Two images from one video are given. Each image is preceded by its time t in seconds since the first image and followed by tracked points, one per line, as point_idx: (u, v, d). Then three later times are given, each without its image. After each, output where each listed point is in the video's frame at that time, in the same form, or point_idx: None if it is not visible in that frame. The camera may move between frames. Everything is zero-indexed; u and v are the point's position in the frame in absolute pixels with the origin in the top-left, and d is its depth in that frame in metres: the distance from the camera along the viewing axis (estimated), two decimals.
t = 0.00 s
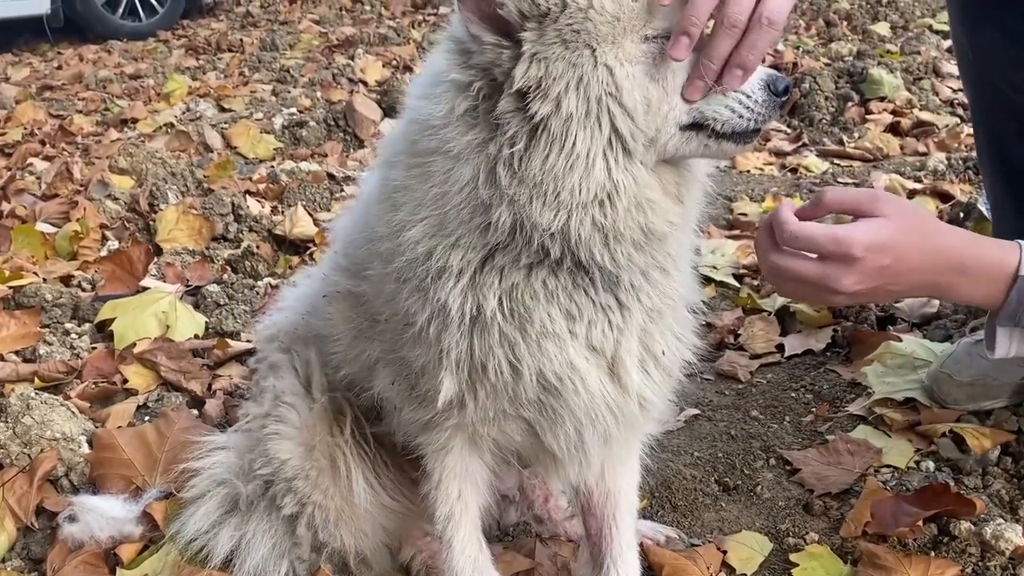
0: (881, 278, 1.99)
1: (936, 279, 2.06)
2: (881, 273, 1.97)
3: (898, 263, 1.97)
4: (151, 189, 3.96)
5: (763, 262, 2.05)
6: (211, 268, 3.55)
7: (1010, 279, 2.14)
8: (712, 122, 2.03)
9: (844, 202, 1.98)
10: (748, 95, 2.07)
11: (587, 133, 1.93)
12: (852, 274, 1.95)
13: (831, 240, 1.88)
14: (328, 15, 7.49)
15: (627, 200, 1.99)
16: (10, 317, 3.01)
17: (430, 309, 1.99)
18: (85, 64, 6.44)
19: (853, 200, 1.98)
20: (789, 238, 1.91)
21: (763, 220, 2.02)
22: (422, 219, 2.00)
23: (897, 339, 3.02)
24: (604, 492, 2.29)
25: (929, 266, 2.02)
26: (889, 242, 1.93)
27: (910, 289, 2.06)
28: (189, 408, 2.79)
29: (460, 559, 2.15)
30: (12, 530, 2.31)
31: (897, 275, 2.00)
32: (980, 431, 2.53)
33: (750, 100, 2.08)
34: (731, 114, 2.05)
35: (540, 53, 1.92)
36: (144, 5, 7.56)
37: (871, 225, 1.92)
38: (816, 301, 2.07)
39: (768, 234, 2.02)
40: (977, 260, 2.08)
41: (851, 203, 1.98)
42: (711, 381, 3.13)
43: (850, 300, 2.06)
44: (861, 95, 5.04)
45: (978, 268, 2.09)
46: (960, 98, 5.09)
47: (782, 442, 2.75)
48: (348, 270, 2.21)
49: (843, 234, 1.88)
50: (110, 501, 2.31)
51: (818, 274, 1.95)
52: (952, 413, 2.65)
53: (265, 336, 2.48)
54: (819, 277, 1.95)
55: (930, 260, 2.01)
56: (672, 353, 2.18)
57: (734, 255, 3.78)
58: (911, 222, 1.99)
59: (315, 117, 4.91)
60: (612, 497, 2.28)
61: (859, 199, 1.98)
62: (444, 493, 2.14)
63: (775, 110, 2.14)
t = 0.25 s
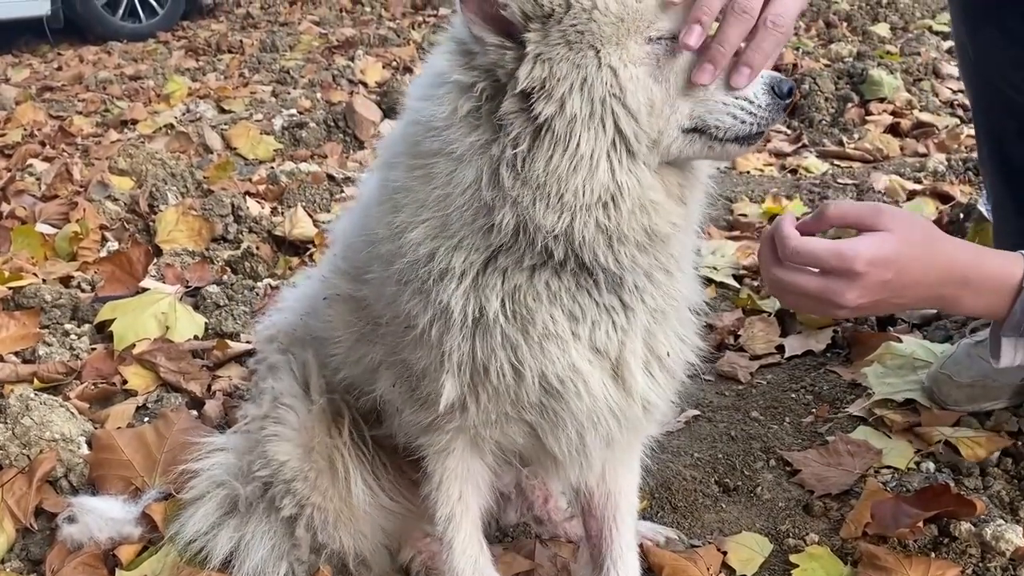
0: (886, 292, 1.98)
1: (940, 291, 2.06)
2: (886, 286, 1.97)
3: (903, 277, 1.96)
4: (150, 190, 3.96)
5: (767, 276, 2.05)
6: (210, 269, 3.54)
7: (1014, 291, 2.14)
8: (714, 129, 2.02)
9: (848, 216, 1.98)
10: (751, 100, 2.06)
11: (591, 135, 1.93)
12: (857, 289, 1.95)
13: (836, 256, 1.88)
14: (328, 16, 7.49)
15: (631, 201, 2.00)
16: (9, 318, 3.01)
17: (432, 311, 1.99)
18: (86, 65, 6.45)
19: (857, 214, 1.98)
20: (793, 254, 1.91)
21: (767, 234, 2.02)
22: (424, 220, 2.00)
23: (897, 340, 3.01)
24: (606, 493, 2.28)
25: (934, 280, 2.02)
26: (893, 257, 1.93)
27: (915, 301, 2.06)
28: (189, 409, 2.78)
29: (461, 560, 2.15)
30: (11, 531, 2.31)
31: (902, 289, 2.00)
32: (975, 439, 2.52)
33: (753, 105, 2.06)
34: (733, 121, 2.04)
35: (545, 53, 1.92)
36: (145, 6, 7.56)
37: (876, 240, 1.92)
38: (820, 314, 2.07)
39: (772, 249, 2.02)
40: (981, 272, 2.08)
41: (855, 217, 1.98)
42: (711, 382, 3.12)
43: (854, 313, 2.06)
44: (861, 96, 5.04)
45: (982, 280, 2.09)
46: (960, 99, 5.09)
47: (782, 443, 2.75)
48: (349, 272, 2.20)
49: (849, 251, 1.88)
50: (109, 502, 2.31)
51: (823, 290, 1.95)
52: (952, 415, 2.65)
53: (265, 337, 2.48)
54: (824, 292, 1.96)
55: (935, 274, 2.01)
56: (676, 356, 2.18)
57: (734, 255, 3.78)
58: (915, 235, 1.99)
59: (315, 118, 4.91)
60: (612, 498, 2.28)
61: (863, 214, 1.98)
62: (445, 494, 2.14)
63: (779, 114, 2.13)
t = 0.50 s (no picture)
0: (892, 296, 1.97)
1: (944, 295, 2.05)
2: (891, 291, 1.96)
3: (907, 281, 1.96)
4: (150, 191, 3.96)
5: (771, 280, 2.05)
6: (210, 270, 3.55)
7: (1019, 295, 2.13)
8: (710, 135, 2.03)
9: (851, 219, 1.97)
10: (747, 104, 2.07)
11: (588, 135, 1.94)
12: (861, 292, 1.94)
13: (840, 260, 1.87)
14: (328, 17, 7.50)
15: (629, 202, 2.00)
16: (9, 319, 3.01)
17: (431, 312, 1.99)
18: (86, 66, 6.45)
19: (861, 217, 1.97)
20: (797, 258, 1.91)
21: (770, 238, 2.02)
22: (423, 221, 2.00)
23: (897, 341, 3.01)
24: (605, 493, 2.28)
25: (938, 284, 2.01)
26: (898, 260, 1.92)
27: (918, 305, 2.05)
28: (188, 410, 2.78)
29: (461, 561, 2.15)
30: (10, 533, 2.31)
31: (906, 292, 1.99)
32: (974, 440, 2.52)
33: (749, 107, 2.07)
34: (729, 126, 2.05)
35: (541, 54, 1.93)
36: (144, 7, 7.57)
37: (880, 243, 1.91)
38: (824, 318, 2.07)
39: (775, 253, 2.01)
40: (985, 276, 2.07)
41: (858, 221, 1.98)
42: (710, 382, 3.12)
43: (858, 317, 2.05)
44: (860, 97, 5.05)
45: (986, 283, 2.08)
46: (960, 100, 5.10)
47: (782, 444, 2.75)
48: (348, 274, 2.21)
49: (852, 254, 1.88)
50: (109, 503, 2.31)
51: (826, 293, 1.94)
52: (952, 416, 2.65)
53: (264, 338, 2.49)
54: (828, 296, 1.95)
55: (939, 278, 2.00)
56: (675, 355, 2.17)
57: (734, 256, 3.78)
58: (919, 238, 1.98)
59: (315, 119, 4.91)
60: (612, 499, 2.28)
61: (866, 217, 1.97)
62: (446, 496, 2.14)
63: (775, 115, 2.13)
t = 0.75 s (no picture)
0: (876, 273, 1.99)
1: (928, 273, 2.06)
2: (875, 268, 1.97)
3: (890, 257, 1.97)
4: (151, 193, 3.96)
5: (754, 268, 2.06)
6: (210, 271, 3.55)
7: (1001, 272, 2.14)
8: (710, 141, 2.04)
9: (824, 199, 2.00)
10: (745, 108, 2.07)
11: (587, 141, 1.94)
12: (844, 270, 1.95)
13: (820, 238, 1.89)
14: (328, 18, 7.50)
15: (628, 207, 2.00)
16: (9, 320, 3.01)
17: (430, 316, 1.99)
18: (86, 67, 6.45)
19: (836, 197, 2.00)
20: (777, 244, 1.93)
21: (748, 227, 2.04)
22: (422, 225, 2.00)
23: (897, 342, 3.01)
24: (604, 496, 2.28)
25: (920, 261, 2.02)
26: (877, 236, 1.94)
27: (903, 284, 2.06)
28: (189, 412, 2.79)
29: (461, 563, 2.15)
30: (11, 534, 2.31)
31: (889, 270, 2.01)
32: (974, 441, 2.52)
33: (748, 113, 2.07)
34: (728, 132, 2.05)
35: (540, 60, 1.93)
36: (144, 9, 7.57)
37: (858, 221, 1.93)
38: (811, 305, 2.07)
39: (755, 240, 2.03)
40: (965, 253, 2.08)
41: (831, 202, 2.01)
42: (711, 384, 3.12)
43: (845, 301, 2.06)
44: (860, 98, 5.05)
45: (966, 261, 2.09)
46: (960, 101, 5.10)
47: (782, 445, 2.75)
48: (347, 278, 2.21)
49: (831, 232, 1.90)
50: (109, 505, 2.31)
51: (811, 275, 1.95)
52: (952, 417, 2.65)
53: (263, 339, 2.49)
54: (813, 280, 1.96)
55: (921, 254, 2.01)
56: (674, 360, 2.17)
57: (734, 258, 3.78)
58: (897, 215, 2.00)
59: (315, 120, 4.91)
60: (612, 501, 2.28)
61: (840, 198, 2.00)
62: (446, 499, 2.14)
63: (774, 120, 2.13)
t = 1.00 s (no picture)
0: (896, 280, 1.99)
1: (945, 279, 2.06)
2: (895, 274, 1.97)
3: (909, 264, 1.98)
4: (150, 194, 3.97)
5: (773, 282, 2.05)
6: (210, 272, 3.54)
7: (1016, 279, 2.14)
8: (709, 143, 2.04)
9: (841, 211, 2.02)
10: (744, 110, 2.06)
11: (585, 140, 1.94)
12: (866, 277, 1.95)
13: (840, 245, 1.89)
14: (328, 19, 7.50)
15: (626, 206, 2.00)
16: (9, 321, 3.01)
17: (430, 314, 1.99)
18: (86, 68, 6.45)
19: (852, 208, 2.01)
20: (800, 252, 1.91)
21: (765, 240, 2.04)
22: (422, 223, 2.00)
23: (897, 342, 3.01)
24: (604, 495, 2.28)
25: (938, 267, 2.02)
26: (895, 243, 1.95)
27: (922, 292, 2.06)
28: (189, 412, 2.79)
29: (462, 562, 2.15)
30: (11, 535, 2.31)
31: (907, 276, 2.00)
32: (974, 442, 2.53)
33: (748, 114, 2.07)
34: (728, 134, 2.05)
35: (539, 59, 1.93)
36: (144, 10, 7.57)
37: (875, 230, 1.94)
38: (834, 315, 2.06)
39: (774, 252, 2.03)
40: (981, 260, 2.09)
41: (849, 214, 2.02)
42: (710, 385, 3.12)
43: (868, 309, 2.05)
44: (860, 99, 5.06)
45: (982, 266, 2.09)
46: (959, 102, 5.10)
47: (782, 446, 2.75)
48: (349, 275, 2.21)
49: (851, 240, 1.90)
50: (109, 506, 2.31)
51: (834, 284, 1.94)
52: (952, 417, 2.65)
53: (263, 338, 2.49)
54: (836, 288, 1.95)
55: (938, 260, 2.02)
56: (673, 361, 2.16)
57: (733, 258, 3.78)
58: (912, 223, 2.01)
59: (315, 121, 4.92)
60: (613, 500, 2.28)
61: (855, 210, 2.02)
62: (448, 499, 2.14)
63: (774, 122, 2.13)
